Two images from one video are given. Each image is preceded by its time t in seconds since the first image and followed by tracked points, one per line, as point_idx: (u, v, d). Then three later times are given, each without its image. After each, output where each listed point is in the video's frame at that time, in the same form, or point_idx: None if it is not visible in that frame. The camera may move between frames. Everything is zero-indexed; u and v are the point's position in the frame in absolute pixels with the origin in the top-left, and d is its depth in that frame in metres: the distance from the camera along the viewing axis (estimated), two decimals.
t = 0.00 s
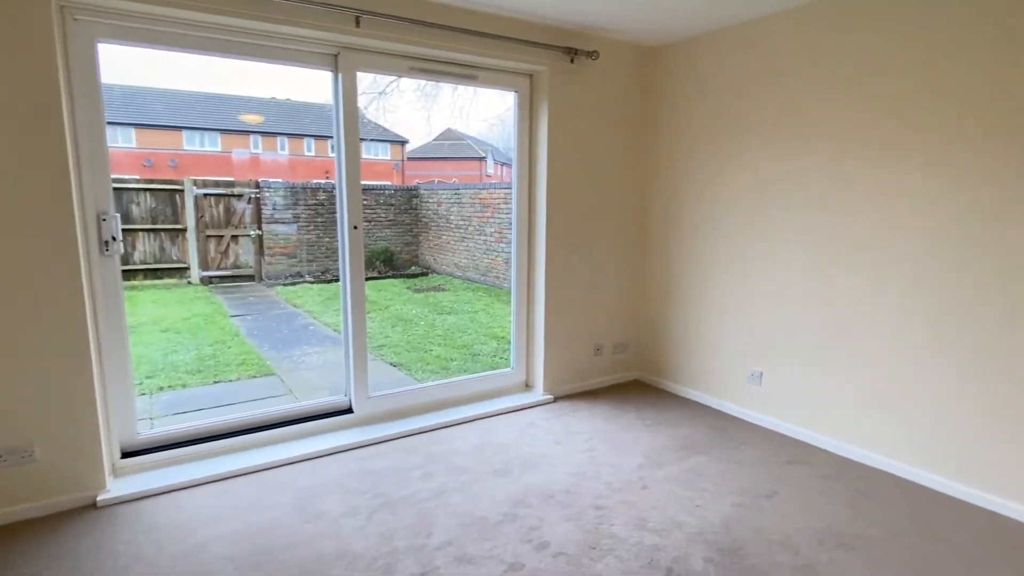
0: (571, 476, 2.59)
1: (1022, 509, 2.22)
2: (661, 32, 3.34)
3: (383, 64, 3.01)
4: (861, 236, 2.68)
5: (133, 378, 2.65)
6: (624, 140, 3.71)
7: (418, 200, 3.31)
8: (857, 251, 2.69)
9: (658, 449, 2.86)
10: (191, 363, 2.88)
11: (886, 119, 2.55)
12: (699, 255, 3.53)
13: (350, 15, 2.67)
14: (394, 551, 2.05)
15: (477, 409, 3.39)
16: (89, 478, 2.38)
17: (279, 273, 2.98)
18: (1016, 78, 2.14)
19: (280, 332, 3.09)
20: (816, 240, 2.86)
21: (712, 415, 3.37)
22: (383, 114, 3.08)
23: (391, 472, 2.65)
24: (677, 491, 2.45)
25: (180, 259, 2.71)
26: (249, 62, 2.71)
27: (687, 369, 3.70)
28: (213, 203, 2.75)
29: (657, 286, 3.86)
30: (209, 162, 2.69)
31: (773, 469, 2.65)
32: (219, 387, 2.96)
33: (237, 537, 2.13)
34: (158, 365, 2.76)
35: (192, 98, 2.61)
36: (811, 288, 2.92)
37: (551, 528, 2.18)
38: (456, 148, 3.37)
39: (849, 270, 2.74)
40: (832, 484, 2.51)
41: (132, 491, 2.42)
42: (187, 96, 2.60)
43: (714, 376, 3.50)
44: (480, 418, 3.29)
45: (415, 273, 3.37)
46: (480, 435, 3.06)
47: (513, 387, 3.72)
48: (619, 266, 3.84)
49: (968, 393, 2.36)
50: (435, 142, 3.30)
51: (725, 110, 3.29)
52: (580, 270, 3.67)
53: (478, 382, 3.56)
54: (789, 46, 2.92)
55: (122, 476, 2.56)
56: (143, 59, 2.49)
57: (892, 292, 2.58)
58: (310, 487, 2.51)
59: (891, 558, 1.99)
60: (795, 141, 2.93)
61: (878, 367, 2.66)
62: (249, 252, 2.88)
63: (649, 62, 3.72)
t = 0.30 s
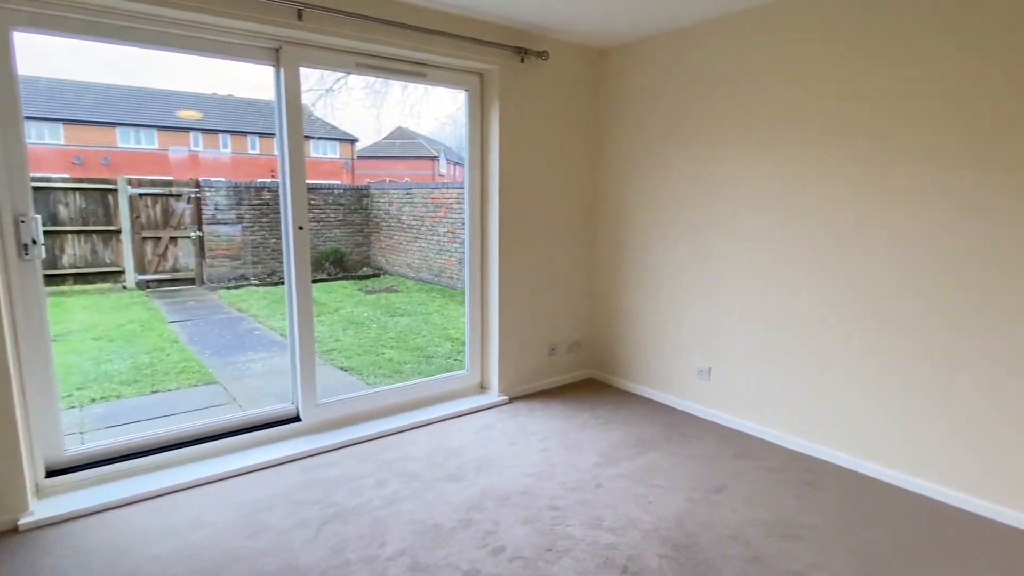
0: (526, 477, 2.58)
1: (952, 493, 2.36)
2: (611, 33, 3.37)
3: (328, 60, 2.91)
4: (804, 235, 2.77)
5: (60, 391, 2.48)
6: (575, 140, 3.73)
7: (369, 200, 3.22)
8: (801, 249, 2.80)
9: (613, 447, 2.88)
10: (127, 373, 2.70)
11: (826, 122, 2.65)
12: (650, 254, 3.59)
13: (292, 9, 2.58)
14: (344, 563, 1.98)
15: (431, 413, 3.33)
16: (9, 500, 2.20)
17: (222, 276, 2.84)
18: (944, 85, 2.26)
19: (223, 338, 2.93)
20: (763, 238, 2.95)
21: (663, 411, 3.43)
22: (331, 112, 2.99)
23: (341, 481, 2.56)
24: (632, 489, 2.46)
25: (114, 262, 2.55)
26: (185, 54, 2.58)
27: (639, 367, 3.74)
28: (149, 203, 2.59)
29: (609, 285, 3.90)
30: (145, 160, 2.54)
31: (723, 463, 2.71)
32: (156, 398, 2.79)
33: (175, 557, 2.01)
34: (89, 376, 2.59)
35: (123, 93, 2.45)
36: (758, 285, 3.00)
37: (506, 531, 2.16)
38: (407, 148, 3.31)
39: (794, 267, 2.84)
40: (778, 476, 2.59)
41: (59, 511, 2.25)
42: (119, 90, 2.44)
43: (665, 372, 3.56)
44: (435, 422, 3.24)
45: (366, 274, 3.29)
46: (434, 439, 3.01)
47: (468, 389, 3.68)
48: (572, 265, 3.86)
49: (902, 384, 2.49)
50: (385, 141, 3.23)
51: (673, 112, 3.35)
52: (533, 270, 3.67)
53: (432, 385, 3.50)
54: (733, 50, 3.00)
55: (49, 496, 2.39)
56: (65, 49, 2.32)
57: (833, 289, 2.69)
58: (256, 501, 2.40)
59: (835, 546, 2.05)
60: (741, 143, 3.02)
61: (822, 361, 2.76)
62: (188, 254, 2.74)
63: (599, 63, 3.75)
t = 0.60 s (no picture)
0: (478, 480, 2.54)
1: (884, 479, 2.48)
2: (559, 33, 3.38)
3: (266, 53, 2.79)
4: (748, 233, 2.86)
5: None
6: (524, 139, 3.72)
7: (314, 199, 3.12)
8: (745, 247, 2.88)
9: (565, 446, 2.89)
10: (48, 386, 2.49)
11: (767, 125, 2.74)
12: (599, 253, 3.62)
13: None
14: None
15: (381, 418, 3.25)
16: None
17: (156, 280, 2.67)
18: (875, 90, 2.38)
19: (158, 346, 2.75)
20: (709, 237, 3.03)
21: (614, 408, 3.46)
22: (273, 109, 2.87)
23: (286, 492, 2.46)
24: (584, 488, 2.47)
25: (35, 267, 2.36)
26: (111, 45, 2.42)
27: (591, 365, 3.77)
28: (74, 203, 2.42)
29: (560, 284, 3.91)
30: (71, 158, 2.37)
31: (672, 458, 2.75)
32: (82, 413, 2.57)
33: None
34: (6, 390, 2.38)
35: (44, 85, 2.28)
36: (705, 283, 3.07)
37: (458, 537, 2.12)
38: (355, 146, 3.23)
39: (738, 265, 2.93)
40: (725, 468, 2.65)
41: None
42: (39, 83, 2.27)
43: (616, 370, 3.60)
44: (384, 427, 3.16)
45: (313, 276, 3.18)
46: (384, 445, 2.94)
47: (419, 392, 3.61)
48: (522, 265, 3.84)
49: (839, 375, 2.60)
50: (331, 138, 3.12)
51: (621, 112, 3.39)
52: (483, 269, 3.63)
53: (381, 389, 3.43)
54: (679, 52, 3.06)
55: None
56: None
57: (775, 285, 2.79)
58: (193, 517, 2.27)
59: (779, 536, 2.12)
60: (686, 143, 3.08)
61: (766, 355, 2.86)
62: (119, 257, 2.55)
63: (547, 62, 3.75)
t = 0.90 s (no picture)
0: (425, 487, 2.48)
1: (820, 467, 2.59)
2: (504, 31, 3.35)
3: (193, 44, 2.63)
4: (692, 231, 2.92)
5: None
6: (469, 138, 3.68)
7: (253, 199, 2.98)
8: (688, 245, 2.94)
9: (514, 448, 2.86)
10: None
11: (708, 125, 2.81)
12: (546, 252, 3.61)
13: None
14: None
15: (324, 426, 3.14)
16: None
17: (79, 286, 2.47)
18: (810, 94, 2.48)
19: (80, 357, 2.54)
20: (654, 235, 3.07)
21: (562, 407, 3.46)
22: (208, 104, 2.75)
23: (220, 509, 2.33)
24: (533, 490, 2.44)
25: None
26: (19, 33, 2.22)
27: (540, 365, 3.76)
28: None
29: (507, 284, 3.88)
30: None
31: (620, 456, 2.77)
32: None
33: None
34: None
35: None
36: (651, 280, 3.12)
37: (404, 547, 2.06)
38: (296, 143, 3.12)
39: (682, 262, 2.98)
40: (671, 464, 2.69)
41: None
42: None
43: (564, 369, 3.61)
44: (328, 436, 3.05)
45: (252, 279, 3.04)
46: (327, 454, 2.83)
47: (364, 398, 3.50)
48: (469, 265, 3.80)
49: (779, 369, 2.69)
50: (270, 137, 3.01)
51: (567, 111, 3.39)
52: (429, 270, 3.56)
53: (324, 396, 3.30)
54: (623, 53, 3.09)
55: None
56: None
57: (718, 281, 2.85)
58: (116, 540, 2.11)
59: (724, 530, 2.15)
60: (631, 142, 3.11)
61: (710, 350, 2.92)
62: (37, 262, 2.34)
63: (491, 60, 3.72)
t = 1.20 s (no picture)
0: (367, 499, 2.38)
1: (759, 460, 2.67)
2: (443, 27, 3.27)
3: (104, 31, 2.43)
4: (634, 231, 2.94)
5: None
6: (410, 136, 3.58)
7: (183, 198, 2.80)
8: (631, 245, 2.96)
9: (459, 454, 2.80)
10: None
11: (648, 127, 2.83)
12: (490, 253, 3.56)
13: None
14: None
15: (260, 438, 2.98)
16: None
17: None
18: (744, 96, 2.53)
19: None
20: (597, 235, 3.08)
21: (509, 410, 3.42)
22: (135, 98, 2.58)
23: (141, 533, 2.16)
24: (479, 497, 2.39)
25: None
26: None
27: (485, 367, 3.70)
28: None
29: (451, 286, 3.81)
30: None
31: (567, 457, 2.75)
32: None
33: None
34: None
35: None
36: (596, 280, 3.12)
37: (343, 565, 1.96)
38: (232, 141, 2.99)
39: (625, 262, 2.99)
40: (616, 463, 2.70)
41: None
42: None
43: (510, 371, 3.57)
44: (263, 449, 2.90)
45: (184, 283, 2.86)
46: (261, 469, 2.68)
47: (302, 408, 3.35)
48: (412, 268, 3.70)
49: (719, 366, 2.75)
50: (203, 134, 2.87)
51: (509, 110, 3.35)
52: (370, 273, 3.45)
53: (260, 407, 3.14)
54: (565, 53, 3.08)
55: None
56: None
57: (660, 281, 2.89)
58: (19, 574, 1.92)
59: (669, 528, 2.16)
60: (573, 142, 3.11)
61: (654, 349, 2.95)
62: None
63: (432, 58, 3.64)
